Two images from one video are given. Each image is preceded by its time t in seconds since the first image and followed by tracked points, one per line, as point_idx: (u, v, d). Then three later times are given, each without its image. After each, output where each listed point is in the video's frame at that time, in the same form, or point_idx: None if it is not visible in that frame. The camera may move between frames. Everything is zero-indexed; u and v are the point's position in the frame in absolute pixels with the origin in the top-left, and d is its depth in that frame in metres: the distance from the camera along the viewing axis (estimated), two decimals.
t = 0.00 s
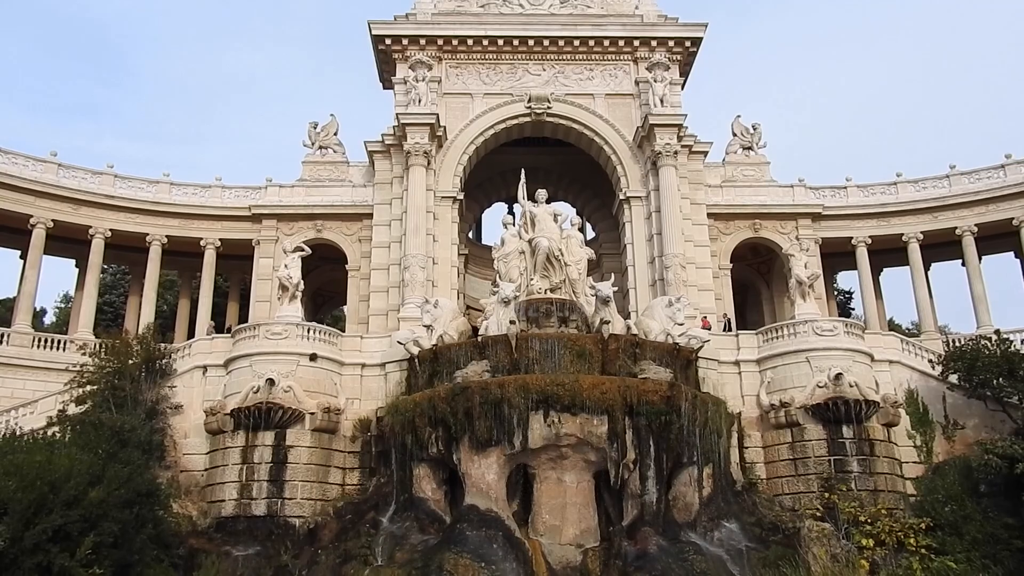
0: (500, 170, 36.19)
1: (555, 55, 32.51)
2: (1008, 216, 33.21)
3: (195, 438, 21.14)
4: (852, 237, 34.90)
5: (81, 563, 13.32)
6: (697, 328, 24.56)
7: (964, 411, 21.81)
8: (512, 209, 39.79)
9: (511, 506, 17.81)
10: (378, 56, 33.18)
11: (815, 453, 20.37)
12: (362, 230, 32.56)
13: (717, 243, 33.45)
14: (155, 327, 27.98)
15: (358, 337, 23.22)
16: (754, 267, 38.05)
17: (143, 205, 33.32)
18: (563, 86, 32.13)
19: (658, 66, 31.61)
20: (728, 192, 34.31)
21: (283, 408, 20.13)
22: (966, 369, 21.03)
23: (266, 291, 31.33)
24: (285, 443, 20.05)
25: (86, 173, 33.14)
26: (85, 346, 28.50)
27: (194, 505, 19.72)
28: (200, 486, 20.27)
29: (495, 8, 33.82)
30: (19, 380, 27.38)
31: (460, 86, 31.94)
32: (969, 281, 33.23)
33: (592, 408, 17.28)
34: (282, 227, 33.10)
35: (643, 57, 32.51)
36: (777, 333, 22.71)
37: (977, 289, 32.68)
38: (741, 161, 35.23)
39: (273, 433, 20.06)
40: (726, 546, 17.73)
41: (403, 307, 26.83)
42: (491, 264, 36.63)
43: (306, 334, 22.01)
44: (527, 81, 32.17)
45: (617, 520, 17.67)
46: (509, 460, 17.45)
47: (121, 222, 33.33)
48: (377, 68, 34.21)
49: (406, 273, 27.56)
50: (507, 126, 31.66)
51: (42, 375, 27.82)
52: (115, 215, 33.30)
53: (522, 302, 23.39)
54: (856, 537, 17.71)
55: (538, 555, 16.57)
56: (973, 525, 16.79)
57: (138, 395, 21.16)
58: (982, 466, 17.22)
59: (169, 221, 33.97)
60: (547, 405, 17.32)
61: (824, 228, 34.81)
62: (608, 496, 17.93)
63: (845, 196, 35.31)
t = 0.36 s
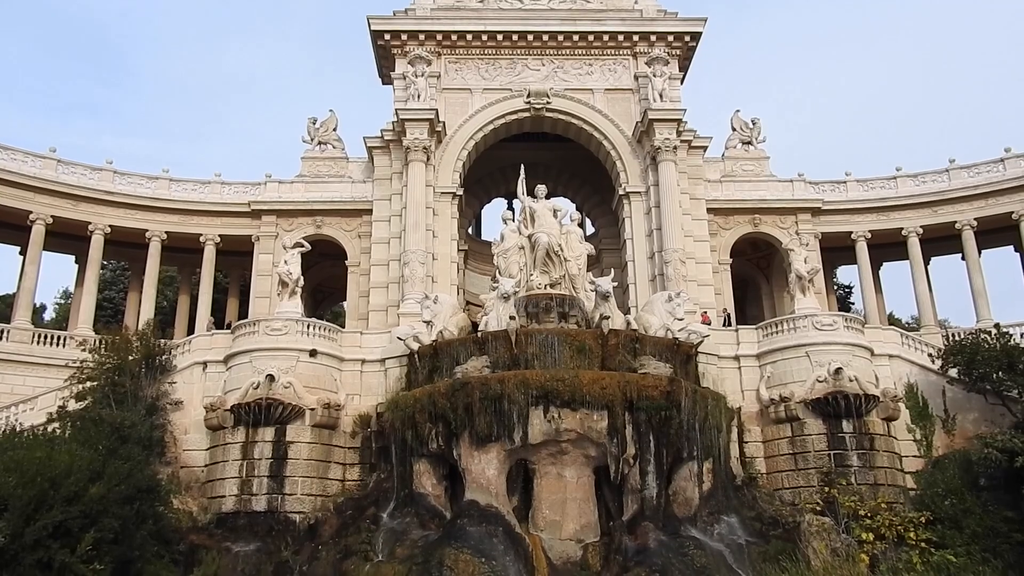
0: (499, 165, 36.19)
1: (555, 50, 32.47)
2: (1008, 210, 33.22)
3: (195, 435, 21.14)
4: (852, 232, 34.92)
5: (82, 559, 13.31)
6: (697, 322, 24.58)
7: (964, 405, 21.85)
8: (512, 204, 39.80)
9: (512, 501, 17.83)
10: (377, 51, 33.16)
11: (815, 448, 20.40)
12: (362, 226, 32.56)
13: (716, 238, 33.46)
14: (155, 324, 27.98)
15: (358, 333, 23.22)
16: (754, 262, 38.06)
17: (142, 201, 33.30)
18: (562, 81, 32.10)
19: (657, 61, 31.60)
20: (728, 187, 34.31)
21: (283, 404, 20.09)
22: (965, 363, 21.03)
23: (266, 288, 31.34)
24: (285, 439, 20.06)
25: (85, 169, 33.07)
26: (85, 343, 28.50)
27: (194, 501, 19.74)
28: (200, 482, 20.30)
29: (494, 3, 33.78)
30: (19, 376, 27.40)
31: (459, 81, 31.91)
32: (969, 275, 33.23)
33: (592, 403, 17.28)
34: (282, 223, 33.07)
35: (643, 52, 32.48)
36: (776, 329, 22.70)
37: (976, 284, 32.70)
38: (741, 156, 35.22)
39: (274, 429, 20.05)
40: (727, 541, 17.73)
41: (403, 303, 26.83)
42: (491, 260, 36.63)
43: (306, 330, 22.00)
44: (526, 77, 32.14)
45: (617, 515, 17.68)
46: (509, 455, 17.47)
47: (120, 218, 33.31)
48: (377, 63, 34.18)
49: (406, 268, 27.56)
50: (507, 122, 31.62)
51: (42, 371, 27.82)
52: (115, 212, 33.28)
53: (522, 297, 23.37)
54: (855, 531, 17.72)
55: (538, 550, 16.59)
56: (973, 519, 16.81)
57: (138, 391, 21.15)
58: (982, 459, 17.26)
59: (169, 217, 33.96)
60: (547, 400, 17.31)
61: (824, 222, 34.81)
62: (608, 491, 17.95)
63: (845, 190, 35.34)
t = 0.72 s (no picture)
0: (498, 164, 36.19)
1: (553, 48, 32.45)
2: (1006, 208, 33.26)
3: (193, 433, 21.14)
4: (851, 230, 34.92)
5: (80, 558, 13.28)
6: (695, 320, 24.58)
7: (962, 403, 21.88)
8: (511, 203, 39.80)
9: (510, 499, 17.82)
10: (375, 49, 33.15)
11: (813, 446, 20.42)
12: (361, 225, 32.56)
13: (715, 236, 33.46)
14: (153, 322, 27.98)
15: (356, 331, 23.23)
16: (752, 261, 38.09)
17: (140, 200, 33.28)
18: (561, 79, 32.08)
19: (656, 59, 31.59)
20: (726, 185, 34.31)
21: (282, 403, 20.09)
22: (964, 361, 21.06)
23: (265, 286, 31.34)
24: (284, 438, 20.07)
25: (83, 168, 33.04)
26: (83, 342, 28.48)
27: (193, 500, 19.75)
28: (199, 481, 20.31)
29: (493, 1, 33.76)
30: (18, 376, 27.40)
31: (457, 79, 31.89)
32: (967, 273, 33.25)
33: (591, 401, 17.29)
34: (280, 221, 33.06)
35: (641, 50, 32.47)
36: (775, 326, 22.71)
37: (975, 281, 32.72)
38: (739, 154, 35.21)
39: (272, 428, 20.06)
40: (725, 538, 17.76)
41: (402, 301, 26.82)
42: (489, 258, 36.64)
43: (305, 329, 22.00)
44: (524, 75, 32.12)
45: (616, 513, 17.68)
46: (508, 453, 17.47)
47: (118, 217, 33.28)
48: (375, 61, 34.17)
49: (405, 267, 27.56)
50: (505, 120, 31.61)
51: (40, 370, 27.82)
52: (113, 210, 33.25)
53: (520, 296, 23.37)
54: (854, 528, 17.73)
55: (537, 547, 16.55)
56: (971, 517, 16.82)
57: (137, 390, 21.13)
58: (980, 457, 17.22)
59: (167, 216, 33.94)
60: (546, 398, 17.32)
61: (822, 220, 34.81)
62: (607, 489, 17.94)
63: (843, 188, 35.34)
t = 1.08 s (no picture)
0: (496, 162, 36.17)
1: (551, 47, 32.42)
2: (1003, 208, 33.29)
3: (191, 432, 21.15)
4: (849, 228, 34.93)
5: (78, 556, 13.20)
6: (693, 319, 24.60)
7: (959, 402, 21.91)
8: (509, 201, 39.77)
9: (508, 497, 17.81)
10: (373, 48, 33.15)
11: (811, 444, 20.44)
12: (359, 223, 32.54)
13: (713, 235, 33.45)
14: (151, 321, 27.96)
15: (354, 330, 23.22)
16: (750, 259, 38.12)
17: (138, 198, 33.26)
18: (559, 78, 32.06)
19: (654, 58, 31.58)
20: (725, 184, 34.31)
21: (280, 401, 20.08)
22: (961, 360, 21.09)
23: (262, 285, 31.34)
24: (282, 436, 20.07)
25: (80, 167, 33.02)
26: (81, 340, 28.45)
27: (191, 498, 19.76)
28: (197, 479, 20.31)
29: None
30: (15, 374, 27.39)
31: (455, 78, 31.87)
32: (964, 272, 33.27)
33: (589, 400, 17.30)
34: (278, 219, 33.04)
35: (640, 49, 32.46)
36: (773, 325, 22.74)
37: (972, 280, 32.76)
38: (737, 153, 35.20)
39: (270, 426, 20.05)
40: (723, 537, 17.78)
41: (400, 299, 26.81)
42: (488, 257, 36.64)
43: (303, 327, 21.99)
44: (523, 74, 32.09)
45: (614, 512, 17.68)
46: (506, 451, 17.46)
47: (116, 215, 33.24)
48: (373, 60, 34.15)
49: (402, 265, 27.55)
50: (503, 119, 31.58)
51: (38, 369, 27.79)
52: (111, 209, 33.23)
53: (518, 294, 23.38)
54: (851, 527, 17.75)
55: (536, 546, 16.51)
56: (968, 516, 16.83)
57: (135, 388, 21.11)
58: (977, 456, 17.14)
59: (165, 214, 33.91)
60: (544, 396, 17.34)
61: (820, 219, 34.80)
62: (605, 488, 17.94)
63: (842, 187, 35.34)
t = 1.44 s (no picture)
0: (495, 159, 36.15)
1: (550, 45, 32.41)
2: (1002, 207, 33.30)
3: (190, 429, 21.16)
4: (848, 227, 34.92)
5: (77, 553, 13.04)
6: (692, 317, 24.62)
7: (958, 401, 21.93)
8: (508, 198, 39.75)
9: (507, 495, 17.82)
10: (372, 45, 33.15)
11: (809, 443, 20.46)
12: (358, 220, 32.51)
13: (712, 233, 33.44)
14: (149, 318, 27.94)
15: (353, 327, 23.22)
16: (749, 258, 38.14)
17: (137, 195, 33.23)
18: (559, 76, 32.04)
19: (653, 56, 31.56)
20: (724, 182, 34.29)
21: (279, 398, 20.08)
22: (959, 359, 21.12)
23: (261, 282, 31.32)
24: (281, 433, 20.07)
25: (79, 164, 33.01)
26: (80, 337, 28.43)
27: (190, 495, 19.77)
28: (195, 476, 20.32)
29: None
30: (14, 371, 27.40)
31: (455, 75, 31.84)
32: (963, 271, 33.29)
33: (588, 398, 17.33)
34: (277, 217, 33.03)
35: (639, 47, 32.44)
36: (772, 324, 22.75)
37: (971, 279, 32.78)
38: (737, 151, 35.17)
39: (269, 423, 20.05)
40: (721, 535, 17.80)
41: (399, 297, 26.81)
42: (487, 254, 36.65)
43: (302, 324, 21.97)
44: (522, 71, 32.06)
45: (612, 510, 17.71)
46: (504, 449, 17.48)
47: (115, 212, 33.23)
48: (373, 57, 34.15)
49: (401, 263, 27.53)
50: (503, 116, 31.55)
51: (36, 366, 27.79)
52: (109, 206, 33.21)
53: (517, 292, 23.37)
54: (850, 526, 17.77)
55: (534, 544, 16.41)
56: (966, 515, 16.80)
57: (133, 385, 21.10)
58: (975, 456, 16.96)
59: (164, 211, 33.88)
60: (543, 394, 17.35)
61: (820, 218, 34.79)
62: (603, 486, 17.95)
63: (841, 186, 35.33)
